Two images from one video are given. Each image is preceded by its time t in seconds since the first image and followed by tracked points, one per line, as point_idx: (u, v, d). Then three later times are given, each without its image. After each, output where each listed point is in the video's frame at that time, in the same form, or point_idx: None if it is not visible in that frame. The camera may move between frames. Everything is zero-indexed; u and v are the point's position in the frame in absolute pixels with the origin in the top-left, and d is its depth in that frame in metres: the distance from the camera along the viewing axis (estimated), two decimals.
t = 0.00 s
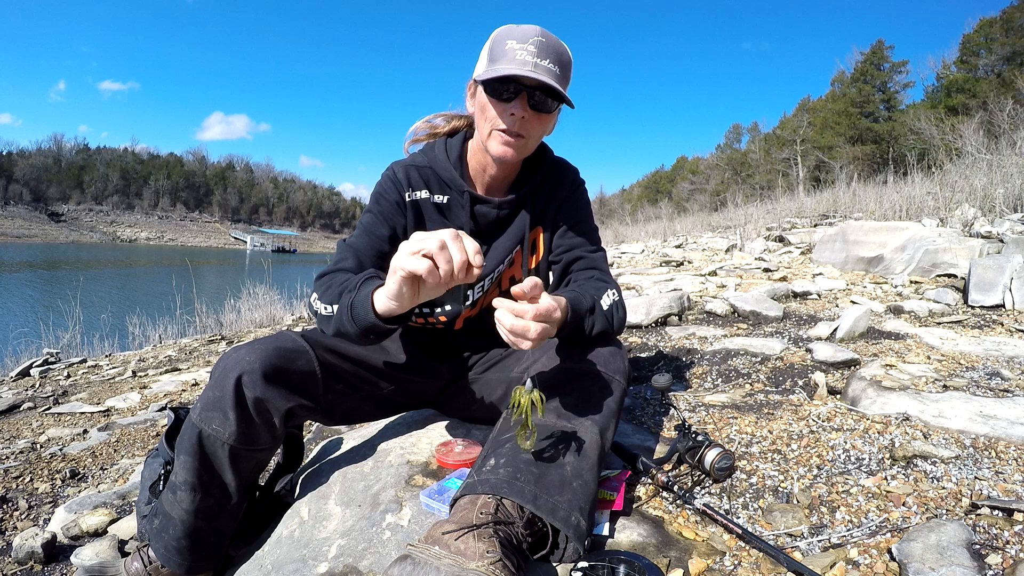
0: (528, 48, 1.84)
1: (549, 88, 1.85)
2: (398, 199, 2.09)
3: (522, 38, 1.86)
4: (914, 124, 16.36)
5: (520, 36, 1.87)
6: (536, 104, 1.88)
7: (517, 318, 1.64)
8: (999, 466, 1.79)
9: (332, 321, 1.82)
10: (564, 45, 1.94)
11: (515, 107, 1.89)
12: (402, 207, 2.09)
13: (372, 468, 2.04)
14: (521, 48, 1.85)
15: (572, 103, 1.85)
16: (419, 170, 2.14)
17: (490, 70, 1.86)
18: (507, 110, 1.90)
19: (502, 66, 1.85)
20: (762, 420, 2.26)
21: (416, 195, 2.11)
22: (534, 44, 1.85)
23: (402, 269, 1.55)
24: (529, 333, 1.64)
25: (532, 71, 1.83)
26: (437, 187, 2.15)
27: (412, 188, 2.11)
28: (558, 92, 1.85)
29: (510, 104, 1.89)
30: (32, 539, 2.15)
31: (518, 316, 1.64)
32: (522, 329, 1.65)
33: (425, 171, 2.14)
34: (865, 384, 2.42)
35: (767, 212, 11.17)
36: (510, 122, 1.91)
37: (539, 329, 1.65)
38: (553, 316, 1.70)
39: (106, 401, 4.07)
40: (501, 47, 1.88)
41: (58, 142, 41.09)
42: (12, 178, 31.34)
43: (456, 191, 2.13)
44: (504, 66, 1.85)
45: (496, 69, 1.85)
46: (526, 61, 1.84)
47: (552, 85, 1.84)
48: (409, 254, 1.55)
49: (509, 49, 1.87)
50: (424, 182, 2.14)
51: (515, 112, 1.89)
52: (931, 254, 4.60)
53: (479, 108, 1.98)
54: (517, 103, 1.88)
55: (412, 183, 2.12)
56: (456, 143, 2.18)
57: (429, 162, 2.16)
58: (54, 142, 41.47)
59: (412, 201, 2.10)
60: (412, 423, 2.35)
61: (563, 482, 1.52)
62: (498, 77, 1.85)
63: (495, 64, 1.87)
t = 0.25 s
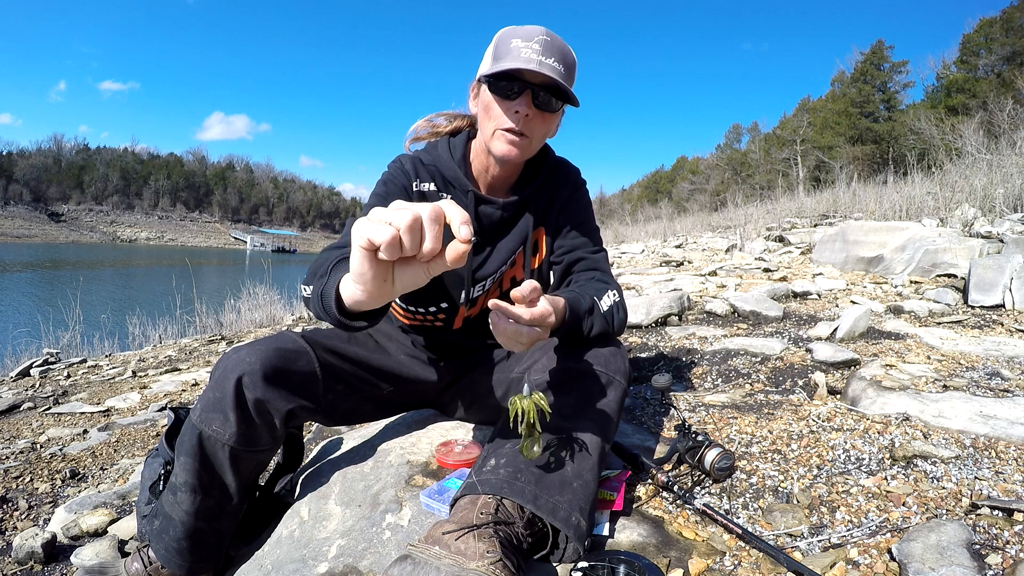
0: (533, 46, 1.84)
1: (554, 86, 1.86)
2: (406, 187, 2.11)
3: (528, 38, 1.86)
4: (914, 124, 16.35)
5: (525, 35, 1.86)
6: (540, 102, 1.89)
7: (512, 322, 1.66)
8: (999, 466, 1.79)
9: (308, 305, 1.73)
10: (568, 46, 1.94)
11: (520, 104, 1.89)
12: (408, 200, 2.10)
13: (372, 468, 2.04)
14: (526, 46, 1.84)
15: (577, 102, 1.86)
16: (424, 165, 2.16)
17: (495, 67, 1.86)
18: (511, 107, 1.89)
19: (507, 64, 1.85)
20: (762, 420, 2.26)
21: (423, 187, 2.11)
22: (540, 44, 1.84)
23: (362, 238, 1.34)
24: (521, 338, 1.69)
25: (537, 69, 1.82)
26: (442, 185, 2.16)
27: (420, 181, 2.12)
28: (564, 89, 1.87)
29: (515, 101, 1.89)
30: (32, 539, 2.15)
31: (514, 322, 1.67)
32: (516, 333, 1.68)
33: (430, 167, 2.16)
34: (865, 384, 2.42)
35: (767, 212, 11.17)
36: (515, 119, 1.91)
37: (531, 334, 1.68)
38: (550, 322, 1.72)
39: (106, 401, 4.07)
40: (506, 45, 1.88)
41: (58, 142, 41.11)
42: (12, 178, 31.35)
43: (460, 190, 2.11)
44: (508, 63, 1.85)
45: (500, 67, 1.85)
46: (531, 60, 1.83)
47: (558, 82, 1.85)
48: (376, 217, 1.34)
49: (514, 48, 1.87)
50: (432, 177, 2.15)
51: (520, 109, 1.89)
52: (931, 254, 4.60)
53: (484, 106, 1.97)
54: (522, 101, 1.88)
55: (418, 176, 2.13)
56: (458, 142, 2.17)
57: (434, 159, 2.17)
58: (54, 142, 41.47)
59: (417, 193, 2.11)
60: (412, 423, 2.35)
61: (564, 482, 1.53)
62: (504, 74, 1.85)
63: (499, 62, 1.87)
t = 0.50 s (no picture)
0: (543, 52, 1.84)
1: (564, 95, 1.84)
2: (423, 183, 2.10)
3: (537, 43, 1.85)
4: (914, 124, 16.35)
5: (535, 40, 1.86)
6: (549, 112, 1.87)
7: (516, 329, 1.55)
8: (999, 466, 1.79)
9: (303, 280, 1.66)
10: (578, 51, 1.94)
11: (529, 114, 1.87)
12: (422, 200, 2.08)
13: (372, 468, 2.04)
14: (535, 51, 1.84)
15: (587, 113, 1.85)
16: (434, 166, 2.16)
17: (503, 74, 1.85)
18: (520, 117, 1.87)
19: (516, 70, 1.85)
20: (762, 420, 2.26)
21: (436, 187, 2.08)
22: (550, 49, 1.85)
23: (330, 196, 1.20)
24: (526, 346, 1.55)
25: (546, 76, 1.83)
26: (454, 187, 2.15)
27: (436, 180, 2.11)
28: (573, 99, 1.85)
29: (524, 111, 1.87)
30: (32, 539, 2.15)
31: (518, 328, 1.55)
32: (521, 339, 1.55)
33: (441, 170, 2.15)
34: (865, 384, 2.42)
35: (767, 212, 11.17)
36: (523, 129, 1.89)
37: (536, 343, 1.56)
38: (555, 333, 1.62)
39: (106, 401, 4.07)
40: (515, 50, 1.87)
41: (58, 143, 41.13)
42: (12, 178, 31.36)
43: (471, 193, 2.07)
44: (517, 69, 1.85)
45: (509, 73, 1.84)
46: (541, 66, 1.82)
47: (567, 92, 1.83)
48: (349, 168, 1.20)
49: (524, 53, 1.86)
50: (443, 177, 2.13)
51: (528, 119, 1.87)
52: (931, 255, 4.60)
53: (490, 112, 1.95)
54: (531, 111, 1.86)
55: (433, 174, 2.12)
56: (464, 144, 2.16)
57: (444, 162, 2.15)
58: (54, 142, 41.48)
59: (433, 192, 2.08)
60: (412, 423, 2.35)
61: (567, 483, 1.54)
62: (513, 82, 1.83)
63: (508, 67, 1.86)
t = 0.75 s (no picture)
0: (556, 58, 1.83)
1: (575, 103, 1.83)
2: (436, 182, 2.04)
3: (550, 48, 1.84)
4: (914, 124, 16.35)
5: (548, 45, 1.85)
6: (560, 121, 1.85)
7: (530, 338, 1.55)
8: (999, 466, 1.79)
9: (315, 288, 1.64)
10: (591, 57, 1.93)
11: (539, 122, 1.85)
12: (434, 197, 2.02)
13: (372, 468, 2.04)
14: (548, 57, 1.84)
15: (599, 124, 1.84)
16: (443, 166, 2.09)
17: (512, 80, 1.84)
18: (530, 126, 1.86)
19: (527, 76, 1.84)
20: (762, 420, 2.26)
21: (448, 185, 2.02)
22: (563, 55, 1.84)
23: (320, 186, 1.15)
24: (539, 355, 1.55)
25: (559, 83, 1.82)
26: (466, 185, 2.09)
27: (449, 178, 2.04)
28: (584, 109, 1.84)
29: (534, 119, 1.85)
30: (32, 539, 2.15)
31: (532, 337, 1.55)
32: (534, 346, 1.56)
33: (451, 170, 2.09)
34: (865, 384, 2.42)
35: (767, 212, 11.17)
36: (532, 138, 1.88)
37: (550, 353, 1.56)
38: (571, 345, 1.60)
39: (106, 401, 4.07)
40: (527, 56, 1.86)
41: (58, 143, 41.14)
42: (12, 178, 31.38)
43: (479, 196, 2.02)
44: (528, 76, 1.84)
45: (520, 79, 1.83)
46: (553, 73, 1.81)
47: (579, 101, 1.82)
48: (340, 151, 1.14)
49: (535, 58, 1.85)
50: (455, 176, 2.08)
51: (538, 128, 1.86)
52: (931, 255, 4.60)
53: (498, 118, 1.92)
54: (542, 119, 1.84)
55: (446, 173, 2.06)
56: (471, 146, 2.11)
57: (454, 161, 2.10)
58: (54, 142, 41.50)
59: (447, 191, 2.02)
60: (413, 424, 2.35)
61: (571, 483, 1.55)
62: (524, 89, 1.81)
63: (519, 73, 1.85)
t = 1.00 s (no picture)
0: (559, 60, 1.83)
1: (578, 106, 1.82)
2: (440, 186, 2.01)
3: (553, 50, 1.84)
4: (914, 124, 16.36)
5: (550, 47, 1.84)
6: (563, 124, 1.84)
7: (534, 342, 1.55)
8: (999, 466, 1.79)
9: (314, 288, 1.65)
10: (593, 57, 1.93)
11: (542, 126, 1.84)
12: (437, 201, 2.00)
13: (372, 468, 2.05)
14: (550, 59, 1.83)
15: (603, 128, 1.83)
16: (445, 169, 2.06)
17: (515, 82, 1.83)
18: (533, 130, 1.85)
19: (530, 79, 1.83)
20: (762, 420, 2.26)
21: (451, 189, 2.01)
22: (566, 56, 1.84)
23: (306, 164, 1.15)
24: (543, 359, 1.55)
25: (562, 85, 1.82)
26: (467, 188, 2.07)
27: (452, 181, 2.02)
28: (588, 112, 1.83)
29: (537, 123, 1.84)
30: (32, 539, 2.15)
31: (536, 341, 1.55)
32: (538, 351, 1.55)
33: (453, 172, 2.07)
34: (865, 384, 2.42)
35: (767, 212, 11.17)
36: (535, 142, 1.87)
37: (554, 357, 1.56)
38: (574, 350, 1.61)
39: (106, 401, 4.07)
40: (530, 58, 1.85)
41: (58, 143, 41.14)
42: (12, 178, 31.38)
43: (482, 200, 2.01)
44: (531, 78, 1.83)
45: (523, 82, 1.82)
46: (557, 75, 1.81)
47: (582, 104, 1.82)
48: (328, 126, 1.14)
49: (538, 59, 1.85)
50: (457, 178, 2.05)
51: (541, 132, 1.85)
52: (931, 255, 4.60)
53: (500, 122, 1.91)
54: (545, 123, 1.83)
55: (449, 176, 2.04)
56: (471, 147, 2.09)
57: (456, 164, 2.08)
58: (54, 142, 41.50)
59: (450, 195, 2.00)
60: (413, 424, 2.35)
61: (572, 483, 1.55)
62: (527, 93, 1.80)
63: (521, 75, 1.84)
